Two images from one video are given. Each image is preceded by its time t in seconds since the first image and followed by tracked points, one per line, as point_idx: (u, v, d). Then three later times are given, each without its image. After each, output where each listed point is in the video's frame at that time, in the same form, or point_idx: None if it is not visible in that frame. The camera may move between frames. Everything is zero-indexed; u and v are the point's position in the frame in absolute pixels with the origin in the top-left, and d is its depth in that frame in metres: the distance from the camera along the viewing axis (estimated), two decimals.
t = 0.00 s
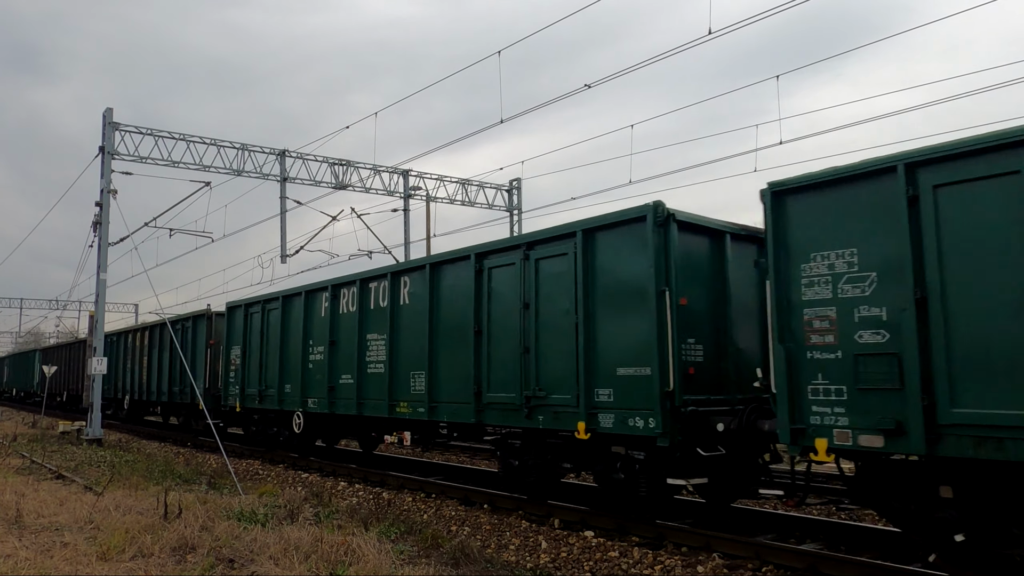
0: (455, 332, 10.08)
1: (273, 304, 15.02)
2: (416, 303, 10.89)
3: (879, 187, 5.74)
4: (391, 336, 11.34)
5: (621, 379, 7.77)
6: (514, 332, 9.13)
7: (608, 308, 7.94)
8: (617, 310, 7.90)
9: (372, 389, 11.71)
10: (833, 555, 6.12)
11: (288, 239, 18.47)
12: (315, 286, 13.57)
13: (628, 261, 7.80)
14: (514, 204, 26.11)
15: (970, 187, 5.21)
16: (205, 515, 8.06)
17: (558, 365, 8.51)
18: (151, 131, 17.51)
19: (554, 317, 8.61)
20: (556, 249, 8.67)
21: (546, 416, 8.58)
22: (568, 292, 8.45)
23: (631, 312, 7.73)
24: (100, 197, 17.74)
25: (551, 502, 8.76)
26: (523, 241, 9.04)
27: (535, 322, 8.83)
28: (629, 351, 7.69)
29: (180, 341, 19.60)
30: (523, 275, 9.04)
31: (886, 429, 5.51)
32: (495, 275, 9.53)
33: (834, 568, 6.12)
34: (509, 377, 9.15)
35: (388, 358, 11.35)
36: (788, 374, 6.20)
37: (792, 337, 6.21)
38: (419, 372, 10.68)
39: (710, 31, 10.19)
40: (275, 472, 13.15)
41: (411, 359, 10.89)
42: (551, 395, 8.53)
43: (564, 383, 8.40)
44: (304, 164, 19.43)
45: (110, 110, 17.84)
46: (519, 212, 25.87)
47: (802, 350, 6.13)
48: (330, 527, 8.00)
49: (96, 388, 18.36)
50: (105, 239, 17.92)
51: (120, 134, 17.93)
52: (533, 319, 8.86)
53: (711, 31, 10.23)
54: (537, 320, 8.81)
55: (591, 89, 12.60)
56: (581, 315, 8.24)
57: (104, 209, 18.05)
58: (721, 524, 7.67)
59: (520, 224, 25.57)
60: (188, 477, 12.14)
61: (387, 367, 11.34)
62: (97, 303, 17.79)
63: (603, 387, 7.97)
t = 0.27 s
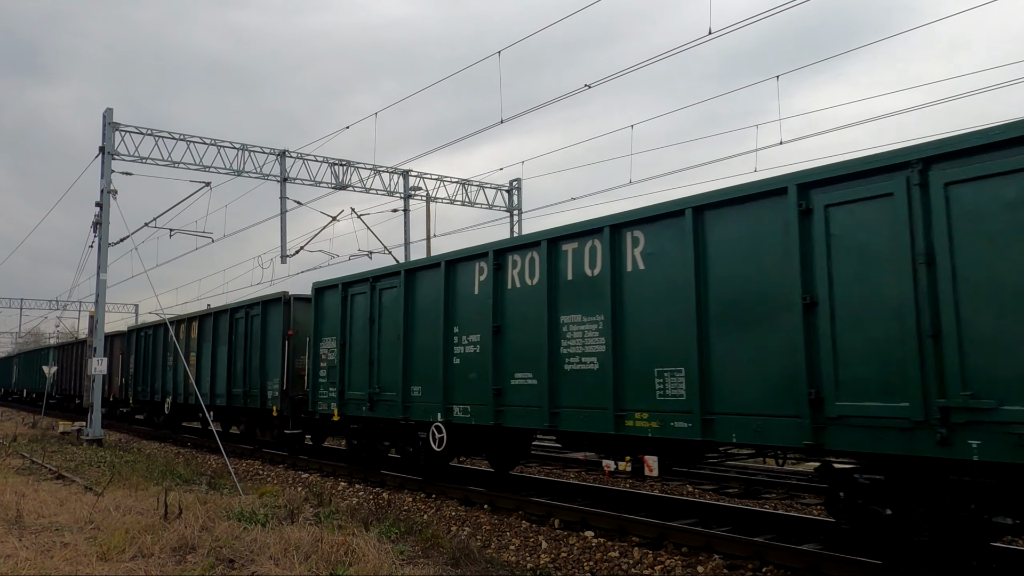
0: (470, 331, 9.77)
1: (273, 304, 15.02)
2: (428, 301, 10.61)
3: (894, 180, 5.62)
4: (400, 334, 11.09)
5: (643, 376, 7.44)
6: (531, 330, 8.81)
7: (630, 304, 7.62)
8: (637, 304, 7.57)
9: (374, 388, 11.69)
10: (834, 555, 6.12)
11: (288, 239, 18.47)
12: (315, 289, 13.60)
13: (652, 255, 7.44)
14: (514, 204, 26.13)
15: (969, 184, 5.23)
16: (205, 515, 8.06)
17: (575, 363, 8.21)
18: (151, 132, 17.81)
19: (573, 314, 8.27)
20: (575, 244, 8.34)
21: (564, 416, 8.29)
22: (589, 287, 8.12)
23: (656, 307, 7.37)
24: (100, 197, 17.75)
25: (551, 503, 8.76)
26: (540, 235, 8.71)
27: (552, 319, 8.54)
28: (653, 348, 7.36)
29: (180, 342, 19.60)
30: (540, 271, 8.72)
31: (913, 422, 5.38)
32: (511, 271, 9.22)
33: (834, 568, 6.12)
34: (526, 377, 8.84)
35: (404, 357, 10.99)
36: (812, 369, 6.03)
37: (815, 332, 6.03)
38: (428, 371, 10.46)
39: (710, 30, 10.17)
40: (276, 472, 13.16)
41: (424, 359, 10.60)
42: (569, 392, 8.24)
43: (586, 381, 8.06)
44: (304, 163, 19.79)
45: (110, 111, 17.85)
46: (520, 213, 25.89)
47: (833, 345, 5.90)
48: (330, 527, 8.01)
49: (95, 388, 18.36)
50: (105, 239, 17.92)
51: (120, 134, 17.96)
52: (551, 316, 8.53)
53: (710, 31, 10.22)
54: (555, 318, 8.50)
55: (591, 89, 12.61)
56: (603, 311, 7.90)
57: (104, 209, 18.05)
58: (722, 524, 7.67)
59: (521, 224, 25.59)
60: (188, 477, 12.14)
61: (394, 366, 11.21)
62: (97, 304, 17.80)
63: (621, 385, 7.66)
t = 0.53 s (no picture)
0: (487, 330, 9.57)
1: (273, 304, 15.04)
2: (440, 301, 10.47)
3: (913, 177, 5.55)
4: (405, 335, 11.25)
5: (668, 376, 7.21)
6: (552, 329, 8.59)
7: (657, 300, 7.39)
8: (661, 303, 7.36)
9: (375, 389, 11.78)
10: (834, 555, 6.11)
11: (287, 239, 18.47)
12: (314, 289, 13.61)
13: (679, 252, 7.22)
14: (514, 204, 26.13)
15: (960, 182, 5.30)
16: (205, 515, 8.07)
17: (596, 363, 8.00)
18: (150, 133, 17.58)
19: (595, 312, 8.05)
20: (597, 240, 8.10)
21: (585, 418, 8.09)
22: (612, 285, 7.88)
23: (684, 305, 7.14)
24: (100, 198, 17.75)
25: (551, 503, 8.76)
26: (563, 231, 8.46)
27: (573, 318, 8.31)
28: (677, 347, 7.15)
29: (180, 342, 19.60)
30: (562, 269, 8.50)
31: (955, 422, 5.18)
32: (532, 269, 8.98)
33: (835, 568, 6.12)
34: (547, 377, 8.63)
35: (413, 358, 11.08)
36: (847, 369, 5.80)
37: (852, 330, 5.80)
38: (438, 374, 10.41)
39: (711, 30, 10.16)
40: (276, 473, 13.18)
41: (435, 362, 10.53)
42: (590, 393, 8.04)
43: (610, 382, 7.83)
44: (303, 164, 19.49)
45: (110, 111, 17.85)
46: (520, 213, 25.89)
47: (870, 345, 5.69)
48: (330, 527, 8.01)
49: (96, 389, 18.36)
50: (105, 240, 17.92)
51: (120, 135, 17.96)
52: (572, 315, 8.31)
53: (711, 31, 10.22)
54: (576, 316, 8.27)
55: (591, 89, 12.63)
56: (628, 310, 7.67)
57: (104, 210, 18.05)
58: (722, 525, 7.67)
59: (521, 224, 25.59)
60: (189, 477, 12.15)
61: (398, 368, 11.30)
62: (97, 304, 17.80)
63: (626, 389, 7.61)
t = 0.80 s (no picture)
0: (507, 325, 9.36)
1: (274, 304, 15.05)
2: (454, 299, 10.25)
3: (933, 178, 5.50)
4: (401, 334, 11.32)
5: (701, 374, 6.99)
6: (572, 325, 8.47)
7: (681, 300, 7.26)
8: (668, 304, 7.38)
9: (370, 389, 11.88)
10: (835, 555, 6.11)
11: (287, 239, 18.46)
12: (314, 289, 13.63)
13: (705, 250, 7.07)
14: (514, 205, 26.12)
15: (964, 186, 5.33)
16: (205, 515, 8.07)
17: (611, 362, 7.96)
18: (150, 133, 17.60)
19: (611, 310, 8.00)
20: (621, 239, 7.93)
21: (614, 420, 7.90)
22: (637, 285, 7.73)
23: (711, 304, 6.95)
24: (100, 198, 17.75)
25: (551, 503, 8.75)
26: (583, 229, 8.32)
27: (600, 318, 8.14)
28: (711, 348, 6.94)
29: (180, 342, 19.60)
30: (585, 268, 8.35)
31: (989, 426, 5.04)
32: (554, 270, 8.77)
33: (835, 568, 6.12)
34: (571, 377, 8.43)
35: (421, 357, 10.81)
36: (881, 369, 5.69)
37: (873, 330, 5.75)
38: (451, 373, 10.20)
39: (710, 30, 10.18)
40: (277, 473, 13.17)
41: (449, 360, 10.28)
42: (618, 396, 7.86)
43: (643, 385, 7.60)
44: (303, 164, 19.41)
45: (110, 111, 17.85)
46: (519, 213, 25.88)
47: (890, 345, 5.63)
48: (330, 527, 8.01)
49: (95, 389, 18.36)
50: (105, 240, 17.91)
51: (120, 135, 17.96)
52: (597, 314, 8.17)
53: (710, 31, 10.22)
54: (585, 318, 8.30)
55: (591, 89, 12.63)
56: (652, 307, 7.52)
57: (104, 210, 18.05)
58: (723, 525, 7.67)
59: (521, 224, 25.59)
60: (189, 477, 12.15)
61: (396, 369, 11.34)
62: (97, 304, 17.80)
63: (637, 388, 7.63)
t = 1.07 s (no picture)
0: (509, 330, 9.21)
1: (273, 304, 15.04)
2: (457, 300, 10.11)
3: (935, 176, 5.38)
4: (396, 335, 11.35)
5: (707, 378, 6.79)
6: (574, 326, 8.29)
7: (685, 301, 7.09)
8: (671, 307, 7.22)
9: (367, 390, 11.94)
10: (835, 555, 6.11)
11: (287, 239, 18.47)
12: (314, 289, 13.62)
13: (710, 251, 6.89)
14: (514, 204, 26.14)
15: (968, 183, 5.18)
16: (205, 515, 8.07)
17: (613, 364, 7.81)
18: (150, 133, 18.23)
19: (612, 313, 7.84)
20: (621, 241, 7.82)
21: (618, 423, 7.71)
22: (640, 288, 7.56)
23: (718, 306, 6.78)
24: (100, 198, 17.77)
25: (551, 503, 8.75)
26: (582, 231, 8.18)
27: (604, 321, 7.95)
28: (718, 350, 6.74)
29: (180, 342, 19.61)
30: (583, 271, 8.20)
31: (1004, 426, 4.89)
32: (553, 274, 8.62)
33: (836, 568, 6.11)
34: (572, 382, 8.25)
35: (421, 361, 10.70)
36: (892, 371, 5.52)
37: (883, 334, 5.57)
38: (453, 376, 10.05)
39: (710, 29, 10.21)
40: (277, 473, 13.17)
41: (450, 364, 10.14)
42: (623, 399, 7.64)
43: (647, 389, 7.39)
44: (303, 161, 20.10)
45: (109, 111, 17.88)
46: (520, 213, 25.90)
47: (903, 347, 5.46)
48: (330, 527, 8.01)
49: (96, 389, 18.37)
50: (105, 240, 17.91)
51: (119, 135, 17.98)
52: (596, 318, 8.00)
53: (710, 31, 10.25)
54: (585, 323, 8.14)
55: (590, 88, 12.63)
56: (657, 307, 7.33)
57: (104, 210, 18.06)
58: (723, 525, 7.67)
59: (521, 224, 25.61)
60: (189, 477, 12.16)
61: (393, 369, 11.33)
62: (97, 304, 17.81)
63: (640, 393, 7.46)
